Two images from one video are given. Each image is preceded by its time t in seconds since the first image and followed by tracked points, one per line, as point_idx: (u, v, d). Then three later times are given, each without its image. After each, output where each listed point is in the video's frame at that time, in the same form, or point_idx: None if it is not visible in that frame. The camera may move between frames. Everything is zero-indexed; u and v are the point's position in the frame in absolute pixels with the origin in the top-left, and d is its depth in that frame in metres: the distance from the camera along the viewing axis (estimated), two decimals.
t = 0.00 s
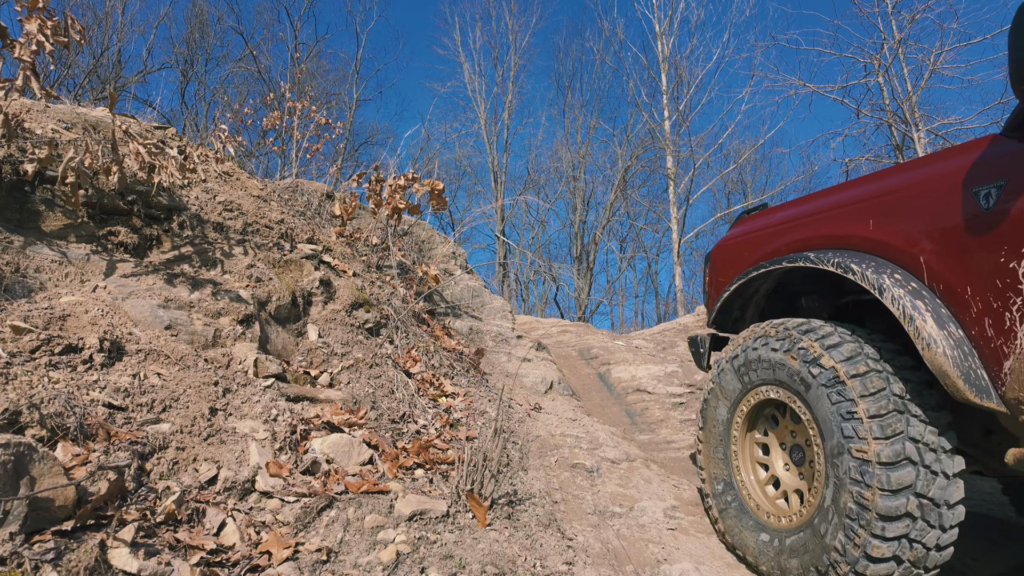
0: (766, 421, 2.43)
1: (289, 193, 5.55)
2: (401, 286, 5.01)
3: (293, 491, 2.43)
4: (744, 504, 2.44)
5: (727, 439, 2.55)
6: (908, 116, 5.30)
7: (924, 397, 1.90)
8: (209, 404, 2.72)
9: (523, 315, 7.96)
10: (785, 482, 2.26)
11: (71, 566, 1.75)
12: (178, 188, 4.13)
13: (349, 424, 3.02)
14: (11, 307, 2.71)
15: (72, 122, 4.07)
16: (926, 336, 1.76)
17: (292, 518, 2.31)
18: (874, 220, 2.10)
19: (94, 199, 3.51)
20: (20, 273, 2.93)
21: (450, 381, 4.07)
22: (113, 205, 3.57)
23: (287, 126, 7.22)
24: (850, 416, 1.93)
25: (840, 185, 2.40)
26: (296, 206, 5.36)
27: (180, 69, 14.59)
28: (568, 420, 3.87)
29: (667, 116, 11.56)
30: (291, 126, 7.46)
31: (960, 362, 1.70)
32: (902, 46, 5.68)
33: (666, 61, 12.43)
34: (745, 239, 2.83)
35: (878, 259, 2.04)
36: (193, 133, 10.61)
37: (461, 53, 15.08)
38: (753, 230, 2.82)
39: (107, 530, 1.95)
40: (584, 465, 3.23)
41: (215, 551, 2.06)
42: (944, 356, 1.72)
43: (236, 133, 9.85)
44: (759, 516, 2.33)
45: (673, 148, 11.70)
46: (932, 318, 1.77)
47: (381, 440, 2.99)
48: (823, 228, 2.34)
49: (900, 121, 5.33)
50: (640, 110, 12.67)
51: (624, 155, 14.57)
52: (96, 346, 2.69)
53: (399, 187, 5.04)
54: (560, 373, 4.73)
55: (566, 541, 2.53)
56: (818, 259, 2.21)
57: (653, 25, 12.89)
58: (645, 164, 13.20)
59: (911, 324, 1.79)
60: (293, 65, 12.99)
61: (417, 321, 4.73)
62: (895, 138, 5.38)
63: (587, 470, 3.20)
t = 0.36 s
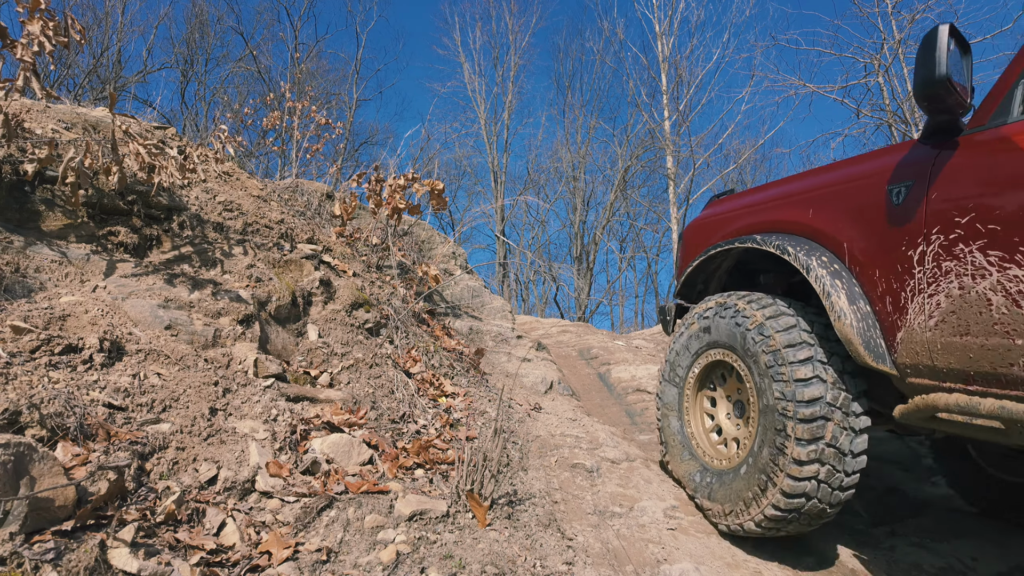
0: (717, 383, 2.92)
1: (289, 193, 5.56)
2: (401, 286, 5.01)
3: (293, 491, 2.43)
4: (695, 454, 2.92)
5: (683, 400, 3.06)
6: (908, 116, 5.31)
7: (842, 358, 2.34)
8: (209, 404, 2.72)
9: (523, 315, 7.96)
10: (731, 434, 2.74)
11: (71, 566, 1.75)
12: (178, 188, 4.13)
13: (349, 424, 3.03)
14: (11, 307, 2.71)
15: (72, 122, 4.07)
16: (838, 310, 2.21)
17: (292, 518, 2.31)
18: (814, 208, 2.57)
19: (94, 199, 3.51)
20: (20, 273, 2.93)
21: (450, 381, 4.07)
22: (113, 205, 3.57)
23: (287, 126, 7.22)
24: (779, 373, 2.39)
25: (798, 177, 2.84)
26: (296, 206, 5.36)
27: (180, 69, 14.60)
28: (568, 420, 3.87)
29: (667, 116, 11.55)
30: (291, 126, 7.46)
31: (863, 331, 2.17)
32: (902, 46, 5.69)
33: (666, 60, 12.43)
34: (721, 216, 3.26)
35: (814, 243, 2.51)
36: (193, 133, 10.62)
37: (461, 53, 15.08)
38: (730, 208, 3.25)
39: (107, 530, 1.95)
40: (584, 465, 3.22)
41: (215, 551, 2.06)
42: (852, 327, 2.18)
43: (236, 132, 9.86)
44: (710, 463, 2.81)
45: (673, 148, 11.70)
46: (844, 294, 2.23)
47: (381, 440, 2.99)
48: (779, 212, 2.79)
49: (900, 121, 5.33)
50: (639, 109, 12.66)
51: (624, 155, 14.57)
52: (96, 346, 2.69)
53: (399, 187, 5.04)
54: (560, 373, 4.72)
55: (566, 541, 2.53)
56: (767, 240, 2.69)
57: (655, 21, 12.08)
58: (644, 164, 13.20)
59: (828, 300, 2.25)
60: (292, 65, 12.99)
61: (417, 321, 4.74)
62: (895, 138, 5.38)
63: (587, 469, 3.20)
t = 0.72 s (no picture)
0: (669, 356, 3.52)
1: (289, 192, 5.56)
2: (401, 286, 5.02)
3: (293, 491, 2.43)
4: (648, 416, 3.50)
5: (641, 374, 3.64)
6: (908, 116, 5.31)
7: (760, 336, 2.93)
8: (209, 404, 2.72)
9: (523, 315, 7.97)
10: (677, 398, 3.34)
11: (71, 566, 1.76)
12: (177, 188, 4.13)
13: (349, 424, 3.03)
14: (11, 307, 2.71)
15: (72, 122, 4.07)
16: (758, 295, 2.81)
17: (292, 518, 2.31)
18: (756, 210, 3.14)
19: (94, 199, 3.51)
20: (20, 273, 2.94)
21: (450, 381, 4.06)
22: (113, 205, 3.57)
23: (287, 126, 7.22)
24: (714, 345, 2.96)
25: (756, 181, 3.37)
26: (296, 205, 5.36)
27: (180, 69, 14.60)
28: (568, 420, 3.87)
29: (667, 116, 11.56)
30: (291, 126, 7.46)
31: (778, 313, 2.75)
32: (902, 46, 5.69)
33: (666, 60, 12.44)
34: (689, 212, 3.79)
35: (748, 240, 3.10)
36: (193, 132, 10.63)
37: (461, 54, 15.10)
38: (697, 206, 3.77)
39: (107, 530, 1.95)
40: (584, 465, 3.22)
41: (215, 551, 2.06)
42: (769, 310, 2.77)
43: (236, 133, 9.85)
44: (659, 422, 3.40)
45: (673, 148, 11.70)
46: (764, 282, 2.82)
47: (381, 440, 2.99)
48: (731, 212, 3.34)
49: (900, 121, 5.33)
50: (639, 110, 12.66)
51: (624, 156, 14.58)
52: (96, 346, 2.69)
53: (399, 187, 5.04)
54: (560, 374, 4.71)
55: (566, 541, 2.53)
56: (715, 235, 3.27)
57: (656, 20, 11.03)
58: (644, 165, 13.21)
59: (753, 286, 2.84)
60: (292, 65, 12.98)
61: (417, 321, 4.73)
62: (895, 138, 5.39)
63: (587, 469, 3.20)
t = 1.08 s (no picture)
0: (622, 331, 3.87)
1: (288, 193, 5.55)
2: (401, 286, 5.02)
3: (293, 491, 2.43)
4: (606, 386, 3.87)
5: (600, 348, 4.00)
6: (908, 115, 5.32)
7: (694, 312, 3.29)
8: (209, 404, 2.72)
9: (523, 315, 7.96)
10: (628, 368, 3.71)
11: (71, 566, 1.76)
12: (177, 188, 4.13)
13: (349, 424, 3.03)
14: (11, 307, 2.71)
15: (72, 122, 4.07)
16: (691, 277, 3.15)
17: (292, 518, 2.31)
18: (696, 194, 3.41)
19: (94, 199, 3.51)
20: (20, 273, 2.94)
21: (450, 381, 4.06)
22: (113, 205, 3.57)
23: (287, 126, 7.22)
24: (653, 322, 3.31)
25: (695, 163, 3.63)
26: (296, 206, 5.36)
27: (180, 69, 14.60)
28: (568, 420, 3.86)
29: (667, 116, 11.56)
30: (291, 126, 7.46)
31: (708, 294, 3.09)
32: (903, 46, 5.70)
33: (666, 61, 12.45)
34: (642, 191, 4.05)
35: (687, 224, 3.41)
36: (193, 132, 10.64)
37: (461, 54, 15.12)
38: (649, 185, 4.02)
39: (107, 530, 1.95)
40: (584, 465, 3.21)
41: (215, 551, 2.06)
42: (699, 290, 3.11)
43: (235, 133, 9.83)
44: (613, 390, 3.78)
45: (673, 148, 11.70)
46: (697, 265, 3.15)
47: (381, 440, 2.99)
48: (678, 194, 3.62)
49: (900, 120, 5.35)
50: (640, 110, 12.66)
51: (624, 156, 14.59)
52: (96, 346, 2.69)
53: (399, 187, 5.04)
54: (560, 374, 4.71)
55: (566, 541, 2.53)
56: (660, 218, 3.56)
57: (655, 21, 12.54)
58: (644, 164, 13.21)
59: (687, 269, 3.17)
60: (292, 65, 12.98)
61: (417, 321, 4.73)
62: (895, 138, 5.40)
63: (587, 469, 3.19)
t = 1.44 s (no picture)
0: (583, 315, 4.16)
1: (288, 192, 5.55)
2: (401, 286, 5.02)
3: (293, 491, 2.43)
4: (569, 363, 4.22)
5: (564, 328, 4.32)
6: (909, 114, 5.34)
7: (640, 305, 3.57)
8: (209, 404, 2.72)
9: (523, 315, 7.96)
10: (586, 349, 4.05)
11: (71, 566, 1.76)
12: (177, 188, 4.13)
13: (349, 424, 3.03)
14: (11, 307, 2.71)
15: (72, 122, 4.07)
16: (634, 276, 3.41)
17: (291, 518, 2.31)
18: (641, 198, 3.62)
19: (94, 199, 3.51)
20: (20, 273, 2.94)
21: (450, 381, 4.06)
22: (113, 205, 3.57)
23: (287, 126, 7.22)
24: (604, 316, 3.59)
25: (644, 165, 3.82)
26: (296, 205, 5.36)
27: (180, 69, 14.60)
28: (568, 420, 3.86)
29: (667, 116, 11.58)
30: (290, 126, 7.46)
31: (649, 292, 3.36)
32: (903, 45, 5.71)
33: (666, 61, 12.46)
34: (596, 186, 4.24)
35: (633, 224, 3.64)
36: (193, 132, 10.64)
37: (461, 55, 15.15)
38: (602, 182, 4.20)
39: (107, 530, 1.95)
40: (584, 465, 3.21)
41: (215, 551, 2.06)
42: (641, 288, 3.38)
43: (235, 133, 9.83)
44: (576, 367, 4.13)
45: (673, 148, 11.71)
46: (640, 265, 3.41)
47: (381, 440, 2.99)
48: (625, 196, 3.82)
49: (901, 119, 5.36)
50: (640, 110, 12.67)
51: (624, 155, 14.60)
52: (96, 346, 2.69)
53: (399, 187, 5.04)
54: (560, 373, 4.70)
55: (566, 541, 2.53)
56: (610, 218, 3.79)
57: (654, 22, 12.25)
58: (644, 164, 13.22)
59: (630, 268, 3.43)
60: (292, 65, 12.98)
61: (417, 321, 4.73)
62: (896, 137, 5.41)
63: (587, 469, 3.19)
